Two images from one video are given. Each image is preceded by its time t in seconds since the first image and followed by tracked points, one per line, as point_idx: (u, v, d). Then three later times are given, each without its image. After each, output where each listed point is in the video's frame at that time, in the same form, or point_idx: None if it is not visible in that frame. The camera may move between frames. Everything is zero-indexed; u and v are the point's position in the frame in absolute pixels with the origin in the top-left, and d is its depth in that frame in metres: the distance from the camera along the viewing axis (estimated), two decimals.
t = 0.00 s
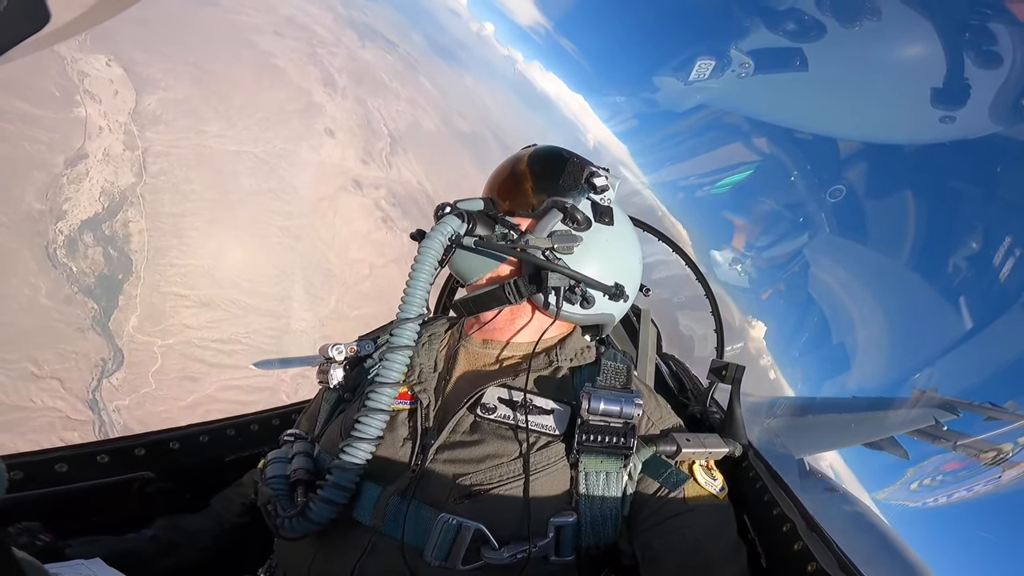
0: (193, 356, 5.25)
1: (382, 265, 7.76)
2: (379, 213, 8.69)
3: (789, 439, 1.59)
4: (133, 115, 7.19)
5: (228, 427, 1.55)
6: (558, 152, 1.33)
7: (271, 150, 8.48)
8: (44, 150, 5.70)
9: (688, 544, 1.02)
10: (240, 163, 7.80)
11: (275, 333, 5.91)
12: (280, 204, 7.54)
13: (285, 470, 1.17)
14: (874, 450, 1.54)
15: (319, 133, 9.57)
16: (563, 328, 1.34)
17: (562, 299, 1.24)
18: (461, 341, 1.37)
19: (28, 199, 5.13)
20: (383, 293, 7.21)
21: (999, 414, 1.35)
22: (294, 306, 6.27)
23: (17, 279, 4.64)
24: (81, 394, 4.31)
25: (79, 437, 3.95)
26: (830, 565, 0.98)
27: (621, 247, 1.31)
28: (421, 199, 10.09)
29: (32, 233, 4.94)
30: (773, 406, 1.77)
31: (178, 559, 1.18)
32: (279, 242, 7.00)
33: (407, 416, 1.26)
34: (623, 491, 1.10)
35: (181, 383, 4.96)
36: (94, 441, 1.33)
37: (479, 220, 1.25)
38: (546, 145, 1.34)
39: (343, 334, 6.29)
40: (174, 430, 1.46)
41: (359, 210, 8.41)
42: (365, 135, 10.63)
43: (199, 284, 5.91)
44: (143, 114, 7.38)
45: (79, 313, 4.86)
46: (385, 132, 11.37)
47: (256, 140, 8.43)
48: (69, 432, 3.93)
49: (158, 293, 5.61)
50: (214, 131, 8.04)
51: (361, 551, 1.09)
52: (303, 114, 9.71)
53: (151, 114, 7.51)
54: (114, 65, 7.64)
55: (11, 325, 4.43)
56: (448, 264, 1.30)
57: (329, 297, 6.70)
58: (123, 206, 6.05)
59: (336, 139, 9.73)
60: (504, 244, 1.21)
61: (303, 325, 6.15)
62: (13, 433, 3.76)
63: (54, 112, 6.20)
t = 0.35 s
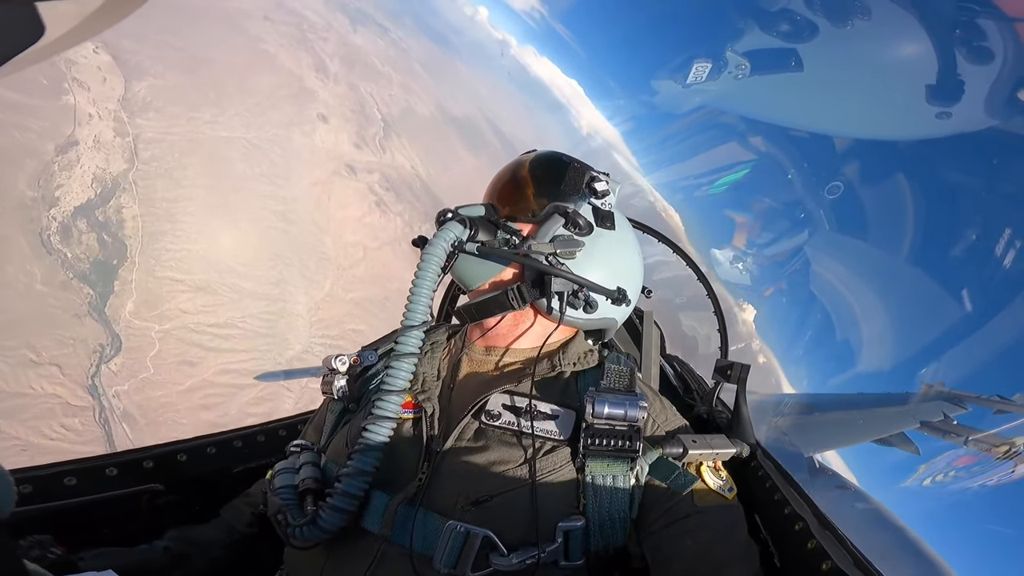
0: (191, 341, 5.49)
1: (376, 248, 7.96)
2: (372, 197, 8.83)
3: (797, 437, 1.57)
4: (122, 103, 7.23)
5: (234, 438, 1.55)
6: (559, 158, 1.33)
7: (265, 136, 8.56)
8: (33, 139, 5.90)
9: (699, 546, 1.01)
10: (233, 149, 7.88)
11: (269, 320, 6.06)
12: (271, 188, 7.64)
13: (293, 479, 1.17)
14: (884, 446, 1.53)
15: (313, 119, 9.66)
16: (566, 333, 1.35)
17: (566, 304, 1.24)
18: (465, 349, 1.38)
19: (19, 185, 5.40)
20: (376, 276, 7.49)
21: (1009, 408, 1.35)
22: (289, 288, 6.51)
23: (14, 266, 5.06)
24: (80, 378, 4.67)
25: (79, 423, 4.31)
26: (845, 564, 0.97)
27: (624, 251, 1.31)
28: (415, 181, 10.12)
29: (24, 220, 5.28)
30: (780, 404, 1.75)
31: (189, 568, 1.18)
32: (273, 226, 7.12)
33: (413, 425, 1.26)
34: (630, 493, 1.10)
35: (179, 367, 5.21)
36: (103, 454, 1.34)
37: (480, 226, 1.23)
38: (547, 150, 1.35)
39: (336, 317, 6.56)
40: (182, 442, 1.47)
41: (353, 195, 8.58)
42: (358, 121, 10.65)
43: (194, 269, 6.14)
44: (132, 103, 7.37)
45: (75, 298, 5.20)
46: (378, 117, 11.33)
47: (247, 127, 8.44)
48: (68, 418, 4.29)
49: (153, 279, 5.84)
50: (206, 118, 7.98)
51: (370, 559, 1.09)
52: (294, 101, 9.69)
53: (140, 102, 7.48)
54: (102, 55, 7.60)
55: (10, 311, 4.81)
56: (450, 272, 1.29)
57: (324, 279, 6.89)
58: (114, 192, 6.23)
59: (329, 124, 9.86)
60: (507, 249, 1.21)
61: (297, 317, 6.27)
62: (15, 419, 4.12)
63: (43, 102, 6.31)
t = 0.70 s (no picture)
0: (187, 326, 5.65)
1: (370, 233, 7.83)
2: (365, 181, 8.62)
3: (803, 434, 1.56)
4: (110, 90, 7.01)
5: (240, 445, 1.55)
6: (559, 160, 1.33)
7: (256, 121, 8.25)
8: (20, 127, 5.87)
9: (707, 547, 1.00)
10: (223, 133, 7.73)
11: (265, 302, 6.21)
12: (264, 172, 7.51)
13: (299, 485, 1.18)
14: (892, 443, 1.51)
15: (303, 105, 9.20)
16: (569, 335, 1.35)
17: (568, 306, 1.23)
18: (468, 354, 1.38)
19: (10, 173, 5.46)
20: (370, 257, 7.49)
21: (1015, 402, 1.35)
22: (283, 272, 6.59)
23: (8, 253, 5.08)
24: (79, 363, 4.79)
25: (79, 410, 4.44)
26: (856, 561, 0.97)
27: (625, 252, 1.31)
28: (405, 164, 9.53)
29: (17, 207, 5.31)
30: (785, 402, 1.74)
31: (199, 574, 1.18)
32: (265, 210, 7.09)
33: (418, 431, 1.26)
34: (636, 492, 1.09)
35: (176, 352, 5.36)
36: (111, 463, 1.34)
37: (482, 229, 1.24)
38: (547, 153, 1.35)
39: (331, 300, 6.57)
40: (188, 450, 1.47)
41: (347, 180, 8.42)
42: (349, 102, 10.09)
43: (188, 253, 6.24)
44: (120, 89, 7.15)
45: (70, 283, 5.26)
46: (369, 99, 10.60)
47: (236, 112, 8.09)
48: (69, 403, 4.44)
49: (148, 263, 5.96)
50: (195, 104, 7.76)
51: (378, 564, 1.09)
52: (286, 85, 9.27)
53: (127, 89, 7.26)
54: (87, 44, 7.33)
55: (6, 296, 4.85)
56: (452, 276, 1.29)
57: (319, 263, 6.93)
58: (107, 179, 6.29)
59: (320, 109, 9.38)
60: (508, 252, 1.22)
61: (293, 302, 6.33)
62: (15, 406, 4.23)
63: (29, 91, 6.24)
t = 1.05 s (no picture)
0: (184, 311, 5.68)
1: (364, 216, 8.24)
2: (360, 165, 9.39)
3: (806, 433, 1.57)
4: (96, 78, 7.06)
5: (242, 446, 1.55)
6: (561, 161, 1.34)
7: (246, 107, 8.68)
8: (8, 117, 5.82)
9: (710, 544, 1.00)
10: (214, 123, 7.95)
11: (261, 288, 6.29)
12: (256, 157, 7.85)
13: (300, 482, 1.18)
14: (895, 442, 1.52)
15: (295, 89, 10.00)
16: (569, 333, 1.35)
17: (570, 306, 1.24)
18: (469, 353, 1.38)
19: None
20: (363, 241, 7.71)
21: (1016, 400, 1.36)
22: (278, 258, 6.74)
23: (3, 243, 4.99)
24: (77, 351, 4.75)
25: (80, 397, 4.43)
26: (860, 561, 0.97)
27: (626, 253, 1.32)
28: (398, 148, 10.67)
29: (9, 197, 5.28)
30: (787, 401, 1.74)
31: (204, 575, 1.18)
32: (257, 195, 7.31)
33: (419, 429, 1.26)
34: (638, 490, 1.10)
35: (175, 338, 5.39)
36: (114, 464, 1.35)
37: (485, 229, 1.22)
38: (549, 154, 1.35)
39: (325, 283, 6.72)
40: (191, 451, 1.47)
41: (338, 162, 9.08)
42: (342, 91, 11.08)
43: (185, 241, 6.26)
44: (106, 77, 7.22)
45: (66, 272, 5.17)
46: (361, 86, 11.80)
47: (225, 98, 8.46)
48: (71, 392, 4.40)
49: (144, 250, 5.92)
50: (185, 90, 8.04)
51: (378, 561, 1.10)
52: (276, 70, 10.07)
53: (113, 76, 7.35)
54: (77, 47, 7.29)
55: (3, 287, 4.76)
56: (455, 277, 1.28)
57: (314, 248, 7.13)
58: (97, 166, 6.35)
59: (312, 94, 10.21)
60: (511, 252, 1.21)
61: (287, 285, 6.45)
62: (19, 396, 4.19)
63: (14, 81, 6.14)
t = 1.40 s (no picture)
0: (181, 300, 5.77)
1: (356, 202, 8.79)
2: (351, 151, 10.01)
3: (805, 433, 1.56)
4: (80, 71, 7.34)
5: (242, 446, 1.55)
6: (559, 161, 1.34)
7: (233, 96, 9.09)
8: None
9: (708, 544, 1.00)
10: (202, 116, 8.16)
11: (256, 275, 6.43)
12: (247, 146, 8.30)
13: (298, 480, 1.17)
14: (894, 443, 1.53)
15: (284, 78, 10.58)
16: (569, 333, 1.35)
17: (570, 305, 1.24)
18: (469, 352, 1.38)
19: None
20: (357, 227, 8.15)
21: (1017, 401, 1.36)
22: (272, 244, 7.00)
23: None
24: (76, 342, 4.84)
25: (80, 386, 4.51)
26: (859, 561, 0.97)
27: (625, 252, 1.32)
28: (391, 134, 11.60)
29: None
30: (787, 402, 1.74)
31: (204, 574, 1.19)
32: (249, 183, 7.63)
33: (418, 427, 1.26)
34: (637, 489, 1.10)
35: (173, 326, 5.47)
36: (114, 463, 1.35)
37: (483, 229, 1.22)
38: (548, 154, 1.35)
39: (320, 269, 6.98)
40: (190, 451, 1.47)
41: (330, 150, 9.64)
42: (330, 81, 11.78)
43: (176, 229, 6.42)
44: (91, 69, 7.55)
45: (62, 264, 5.25)
46: (351, 76, 12.55)
47: (214, 87, 8.87)
48: (74, 381, 4.50)
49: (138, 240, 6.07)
50: (169, 80, 8.34)
51: (376, 559, 1.10)
52: (264, 60, 10.54)
53: (99, 68, 7.66)
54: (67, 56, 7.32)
55: None
56: (455, 277, 1.28)
57: (307, 234, 7.46)
58: (86, 157, 6.46)
59: (301, 83, 10.83)
60: (510, 252, 1.21)
61: (281, 272, 6.69)
62: (20, 386, 4.29)
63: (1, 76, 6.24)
